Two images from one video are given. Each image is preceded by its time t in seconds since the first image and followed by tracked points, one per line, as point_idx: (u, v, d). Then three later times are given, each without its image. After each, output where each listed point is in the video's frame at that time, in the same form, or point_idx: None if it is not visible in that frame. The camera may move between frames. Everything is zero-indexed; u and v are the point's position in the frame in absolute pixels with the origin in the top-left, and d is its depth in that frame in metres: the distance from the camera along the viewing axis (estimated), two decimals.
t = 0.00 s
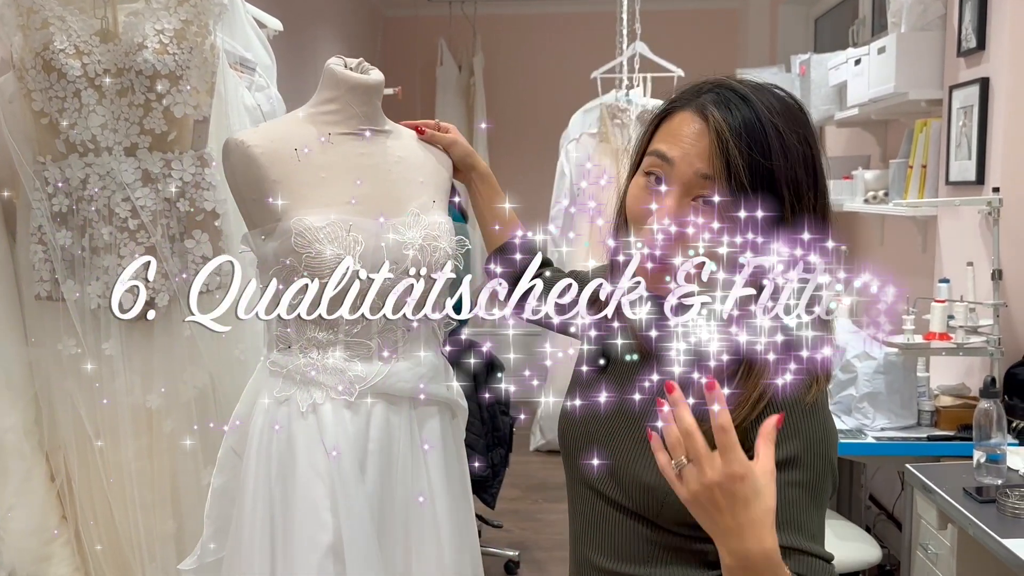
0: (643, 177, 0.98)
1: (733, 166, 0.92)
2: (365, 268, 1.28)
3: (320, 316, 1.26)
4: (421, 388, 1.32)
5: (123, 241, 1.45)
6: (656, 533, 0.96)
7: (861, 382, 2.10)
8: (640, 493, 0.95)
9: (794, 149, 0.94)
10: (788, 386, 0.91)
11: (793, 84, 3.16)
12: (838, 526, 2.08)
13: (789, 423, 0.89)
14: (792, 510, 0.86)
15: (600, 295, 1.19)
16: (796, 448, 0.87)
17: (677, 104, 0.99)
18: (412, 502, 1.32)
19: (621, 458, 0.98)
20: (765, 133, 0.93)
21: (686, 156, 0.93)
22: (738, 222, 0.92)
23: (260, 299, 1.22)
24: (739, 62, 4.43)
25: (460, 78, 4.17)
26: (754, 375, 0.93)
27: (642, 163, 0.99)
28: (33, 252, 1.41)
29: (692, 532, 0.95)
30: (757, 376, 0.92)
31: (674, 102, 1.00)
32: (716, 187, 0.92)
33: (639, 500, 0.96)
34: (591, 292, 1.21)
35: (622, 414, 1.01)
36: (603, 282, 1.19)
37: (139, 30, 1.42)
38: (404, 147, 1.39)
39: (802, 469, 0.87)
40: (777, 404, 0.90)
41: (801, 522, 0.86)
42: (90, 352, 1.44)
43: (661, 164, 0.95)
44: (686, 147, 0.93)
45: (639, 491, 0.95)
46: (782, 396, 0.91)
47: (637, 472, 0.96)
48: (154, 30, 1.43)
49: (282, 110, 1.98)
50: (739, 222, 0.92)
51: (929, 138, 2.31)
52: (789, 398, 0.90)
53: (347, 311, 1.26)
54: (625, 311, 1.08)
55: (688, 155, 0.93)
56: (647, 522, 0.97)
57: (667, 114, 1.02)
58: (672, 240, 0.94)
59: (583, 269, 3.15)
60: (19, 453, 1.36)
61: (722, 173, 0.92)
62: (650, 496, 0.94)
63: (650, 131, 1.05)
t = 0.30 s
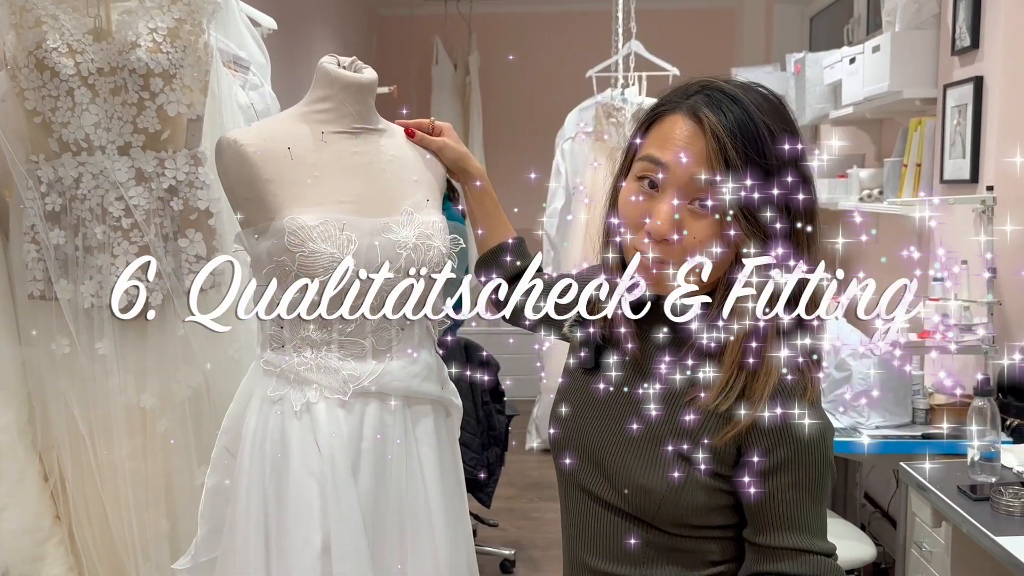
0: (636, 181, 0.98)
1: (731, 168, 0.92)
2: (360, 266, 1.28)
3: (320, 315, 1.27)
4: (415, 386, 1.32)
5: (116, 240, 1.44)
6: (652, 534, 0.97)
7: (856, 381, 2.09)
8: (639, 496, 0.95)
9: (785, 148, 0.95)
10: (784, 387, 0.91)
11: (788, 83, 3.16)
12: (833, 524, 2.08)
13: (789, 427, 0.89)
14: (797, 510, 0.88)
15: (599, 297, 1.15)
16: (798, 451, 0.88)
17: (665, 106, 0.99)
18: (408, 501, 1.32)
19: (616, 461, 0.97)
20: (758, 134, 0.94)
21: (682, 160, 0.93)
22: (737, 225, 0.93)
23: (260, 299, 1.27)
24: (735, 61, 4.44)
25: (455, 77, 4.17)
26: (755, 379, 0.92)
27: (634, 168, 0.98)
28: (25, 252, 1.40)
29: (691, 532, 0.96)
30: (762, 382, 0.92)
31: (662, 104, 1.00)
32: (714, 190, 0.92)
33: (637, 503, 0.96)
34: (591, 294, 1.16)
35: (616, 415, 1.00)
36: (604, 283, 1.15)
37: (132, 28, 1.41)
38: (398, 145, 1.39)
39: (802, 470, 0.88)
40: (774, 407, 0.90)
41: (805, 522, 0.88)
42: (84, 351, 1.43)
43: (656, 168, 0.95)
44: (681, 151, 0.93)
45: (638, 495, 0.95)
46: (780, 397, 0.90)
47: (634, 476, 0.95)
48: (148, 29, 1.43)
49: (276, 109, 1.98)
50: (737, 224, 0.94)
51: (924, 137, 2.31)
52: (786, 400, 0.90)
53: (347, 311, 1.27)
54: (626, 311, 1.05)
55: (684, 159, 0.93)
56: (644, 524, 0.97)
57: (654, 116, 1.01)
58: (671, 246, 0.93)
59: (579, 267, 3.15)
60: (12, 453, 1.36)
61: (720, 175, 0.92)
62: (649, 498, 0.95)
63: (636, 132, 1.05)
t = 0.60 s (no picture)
0: (625, 181, 0.97)
1: (722, 162, 0.92)
2: (355, 264, 1.28)
3: (321, 316, 1.27)
4: (409, 385, 1.32)
5: (111, 239, 1.44)
6: (645, 533, 0.97)
7: (851, 378, 2.11)
8: (631, 496, 0.95)
9: (769, 141, 0.96)
10: (771, 382, 0.92)
11: (783, 82, 3.17)
12: (828, 523, 2.09)
13: (778, 421, 0.90)
14: (788, 504, 0.89)
15: (598, 297, 1.08)
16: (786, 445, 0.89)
17: (646, 104, 0.99)
18: (402, 499, 1.32)
19: (607, 461, 0.97)
20: (743, 127, 0.94)
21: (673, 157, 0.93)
22: (731, 219, 0.93)
23: (260, 299, 1.27)
24: (731, 59, 4.44)
25: (451, 76, 4.17)
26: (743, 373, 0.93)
27: (622, 168, 0.97)
28: (20, 251, 1.40)
29: (684, 530, 0.96)
30: (749, 364, 0.93)
31: (644, 103, 0.99)
32: (708, 185, 0.92)
33: (629, 503, 0.96)
34: (591, 292, 1.09)
35: (606, 415, 1.00)
36: (604, 281, 1.08)
37: (126, 27, 1.41)
38: (392, 144, 1.39)
39: (791, 464, 0.89)
40: (761, 401, 0.91)
41: (795, 516, 0.89)
42: (78, 351, 1.43)
43: (647, 168, 0.94)
44: (670, 148, 0.93)
45: (630, 495, 0.95)
46: (766, 392, 0.92)
47: (626, 476, 0.95)
48: (142, 28, 1.43)
49: (270, 108, 1.98)
50: (731, 218, 0.93)
51: (918, 136, 2.32)
52: (773, 394, 0.91)
53: (347, 311, 1.28)
54: (625, 310, 1.02)
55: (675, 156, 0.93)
56: (637, 523, 0.97)
57: (635, 115, 1.01)
58: (669, 244, 0.94)
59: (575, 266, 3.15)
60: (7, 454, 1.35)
61: (714, 170, 0.92)
62: (641, 497, 0.95)
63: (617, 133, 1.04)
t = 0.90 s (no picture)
0: (620, 172, 0.97)
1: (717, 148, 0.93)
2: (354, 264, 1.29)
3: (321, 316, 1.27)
4: (405, 385, 1.32)
5: (106, 239, 1.43)
6: (646, 528, 0.98)
7: (846, 377, 2.10)
8: (633, 491, 0.96)
9: (757, 125, 0.97)
10: (764, 370, 0.93)
11: (779, 82, 3.17)
12: (824, 521, 2.09)
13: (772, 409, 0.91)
14: (775, 492, 0.89)
15: (598, 296, 1.08)
16: (779, 433, 0.90)
17: (635, 95, 0.99)
18: (398, 497, 1.32)
19: (606, 455, 0.98)
20: (733, 111, 0.95)
21: (668, 145, 0.93)
22: (728, 203, 0.94)
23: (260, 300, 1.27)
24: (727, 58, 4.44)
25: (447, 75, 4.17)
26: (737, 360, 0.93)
27: (616, 159, 0.97)
28: (15, 252, 1.40)
29: (684, 524, 0.97)
30: (745, 352, 0.94)
31: (633, 94, 0.99)
32: (703, 171, 0.93)
33: (628, 496, 0.97)
34: (591, 292, 1.09)
35: (608, 410, 1.01)
36: (604, 282, 1.08)
37: (122, 27, 1.41)
38: (388, 144, 1.39)
39: (781, 451, 0.90)
40: (756, 389, 0.92)
41: (789, 504, 0.89)
42: (74, 351, 1.42)
43: (642, 157, 0.94)
44: (663, 135, 0.94)
45: (629, 487, 0.96)
46: (761, 380, 0.92)
47: (624, 469, 0.96)
48: (137, 28, 1.43)
49: (266, 108, 1.98)
50: (728, 203, 0.94)
51: (914, 135, 2.32)
52: (767, 382, 0.92)
53: (347, 311, 1.28)
54: (625, 310, 1.02)
55: (668, 143, 0.93)
56: (639, 518, 0.98)
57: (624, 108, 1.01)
58: (670, 232, 0.94)
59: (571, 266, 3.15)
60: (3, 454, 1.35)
61: (710, 156, 0.93)
62: (641, 491, 0.95)
63: (607, 125, 1.04)
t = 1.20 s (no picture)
0: (615, 164, 0.98)
1: (706, 140, 0.92)
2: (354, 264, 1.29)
3: (320, 316, 1.27)
4: (404, 385, 1.33)
5: (104, 240, 1.43)
6: (660, 520, 0.96)
7: (842, 377, 2.11)
8: (645, 482, 0.94)
9: (754, 119, 0.96)
10: (772, 355, 0.92)
11: (775, 82, 3.18)
12: (821, 520, 2.10)
13: (770, 385, 0.89)
14: (776, 469, 0.85)
15: (598, 296, 1.08)
16: (786, 415, 0.88)
17: (632, 88, 0.99)
18: (395, 496, 1.32)
19: (618, 445, 0.98)
20: (727, 105, 0.94)
21: (658, 137, 0.94)
22: (718, 195, 0.93)
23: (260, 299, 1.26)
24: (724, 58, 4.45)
25: (444, 76, 4.17)
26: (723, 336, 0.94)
27: (612, 151, 0.99)
28: (13, 252, 1.40)
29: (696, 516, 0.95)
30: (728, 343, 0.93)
31: (631, 87, 1.00)
32: (693, 163, 0.93)
33: (642, 489, 0.95)
34: (590, 293, 1.08)
35: (619, 401, 1.00)
36: (603, 282, 1.08)
37: (119, 27, 1.41)
38: (386, 144, 1.40)
39: (786, 432, 0.87)
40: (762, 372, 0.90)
41: (782, 478, 0.85)
42: (72, 352, 1.42)
43: (635, 149, 0.95)
44: (656, 128, 0.94)
45: (641, 479, 0.95)
46: (768, 365, 0.91)
47: (635, 460, 0.95)
48: (135, 29, 1.43)
49: (263, 108, 1.98)
50: (719, 195, 0.93)
51: (910, 135, 2.33)
52: (775, 366, 0.91)
53: (347, 311, 1.28)
54: (625, 310, 1.05)
55: (660, 136, 0.94)
56: (651, 509, 0.96)
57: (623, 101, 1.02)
58: (661, 223, 0.94)
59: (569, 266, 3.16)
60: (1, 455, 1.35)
61: (699, 148, 0.92)
62: (654, 484, 0.94)
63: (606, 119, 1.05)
